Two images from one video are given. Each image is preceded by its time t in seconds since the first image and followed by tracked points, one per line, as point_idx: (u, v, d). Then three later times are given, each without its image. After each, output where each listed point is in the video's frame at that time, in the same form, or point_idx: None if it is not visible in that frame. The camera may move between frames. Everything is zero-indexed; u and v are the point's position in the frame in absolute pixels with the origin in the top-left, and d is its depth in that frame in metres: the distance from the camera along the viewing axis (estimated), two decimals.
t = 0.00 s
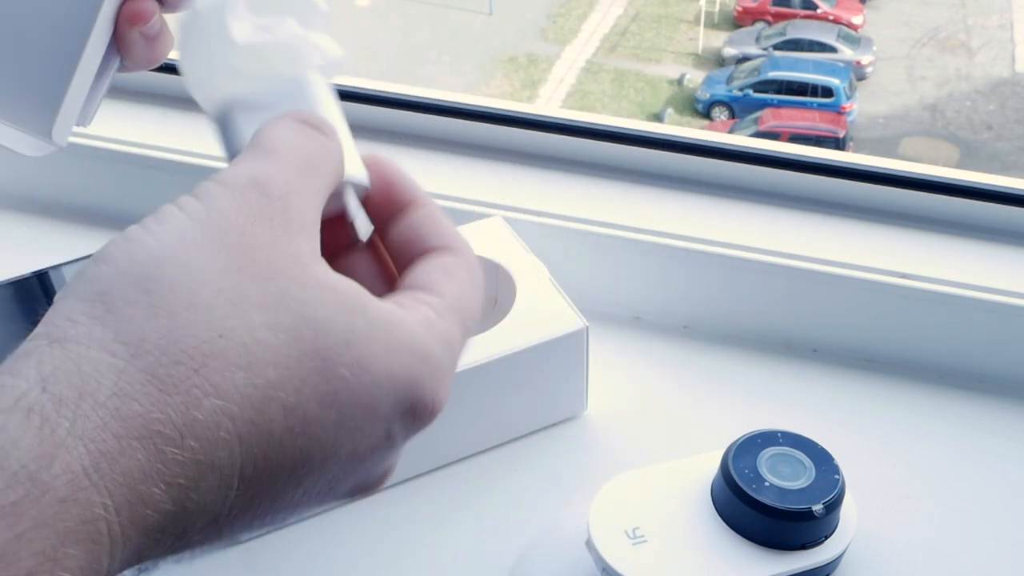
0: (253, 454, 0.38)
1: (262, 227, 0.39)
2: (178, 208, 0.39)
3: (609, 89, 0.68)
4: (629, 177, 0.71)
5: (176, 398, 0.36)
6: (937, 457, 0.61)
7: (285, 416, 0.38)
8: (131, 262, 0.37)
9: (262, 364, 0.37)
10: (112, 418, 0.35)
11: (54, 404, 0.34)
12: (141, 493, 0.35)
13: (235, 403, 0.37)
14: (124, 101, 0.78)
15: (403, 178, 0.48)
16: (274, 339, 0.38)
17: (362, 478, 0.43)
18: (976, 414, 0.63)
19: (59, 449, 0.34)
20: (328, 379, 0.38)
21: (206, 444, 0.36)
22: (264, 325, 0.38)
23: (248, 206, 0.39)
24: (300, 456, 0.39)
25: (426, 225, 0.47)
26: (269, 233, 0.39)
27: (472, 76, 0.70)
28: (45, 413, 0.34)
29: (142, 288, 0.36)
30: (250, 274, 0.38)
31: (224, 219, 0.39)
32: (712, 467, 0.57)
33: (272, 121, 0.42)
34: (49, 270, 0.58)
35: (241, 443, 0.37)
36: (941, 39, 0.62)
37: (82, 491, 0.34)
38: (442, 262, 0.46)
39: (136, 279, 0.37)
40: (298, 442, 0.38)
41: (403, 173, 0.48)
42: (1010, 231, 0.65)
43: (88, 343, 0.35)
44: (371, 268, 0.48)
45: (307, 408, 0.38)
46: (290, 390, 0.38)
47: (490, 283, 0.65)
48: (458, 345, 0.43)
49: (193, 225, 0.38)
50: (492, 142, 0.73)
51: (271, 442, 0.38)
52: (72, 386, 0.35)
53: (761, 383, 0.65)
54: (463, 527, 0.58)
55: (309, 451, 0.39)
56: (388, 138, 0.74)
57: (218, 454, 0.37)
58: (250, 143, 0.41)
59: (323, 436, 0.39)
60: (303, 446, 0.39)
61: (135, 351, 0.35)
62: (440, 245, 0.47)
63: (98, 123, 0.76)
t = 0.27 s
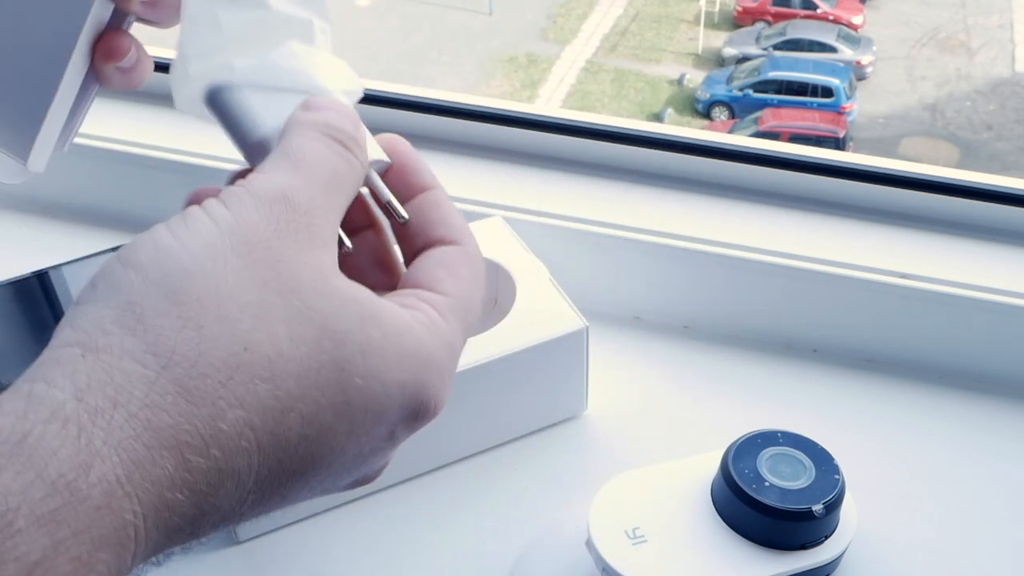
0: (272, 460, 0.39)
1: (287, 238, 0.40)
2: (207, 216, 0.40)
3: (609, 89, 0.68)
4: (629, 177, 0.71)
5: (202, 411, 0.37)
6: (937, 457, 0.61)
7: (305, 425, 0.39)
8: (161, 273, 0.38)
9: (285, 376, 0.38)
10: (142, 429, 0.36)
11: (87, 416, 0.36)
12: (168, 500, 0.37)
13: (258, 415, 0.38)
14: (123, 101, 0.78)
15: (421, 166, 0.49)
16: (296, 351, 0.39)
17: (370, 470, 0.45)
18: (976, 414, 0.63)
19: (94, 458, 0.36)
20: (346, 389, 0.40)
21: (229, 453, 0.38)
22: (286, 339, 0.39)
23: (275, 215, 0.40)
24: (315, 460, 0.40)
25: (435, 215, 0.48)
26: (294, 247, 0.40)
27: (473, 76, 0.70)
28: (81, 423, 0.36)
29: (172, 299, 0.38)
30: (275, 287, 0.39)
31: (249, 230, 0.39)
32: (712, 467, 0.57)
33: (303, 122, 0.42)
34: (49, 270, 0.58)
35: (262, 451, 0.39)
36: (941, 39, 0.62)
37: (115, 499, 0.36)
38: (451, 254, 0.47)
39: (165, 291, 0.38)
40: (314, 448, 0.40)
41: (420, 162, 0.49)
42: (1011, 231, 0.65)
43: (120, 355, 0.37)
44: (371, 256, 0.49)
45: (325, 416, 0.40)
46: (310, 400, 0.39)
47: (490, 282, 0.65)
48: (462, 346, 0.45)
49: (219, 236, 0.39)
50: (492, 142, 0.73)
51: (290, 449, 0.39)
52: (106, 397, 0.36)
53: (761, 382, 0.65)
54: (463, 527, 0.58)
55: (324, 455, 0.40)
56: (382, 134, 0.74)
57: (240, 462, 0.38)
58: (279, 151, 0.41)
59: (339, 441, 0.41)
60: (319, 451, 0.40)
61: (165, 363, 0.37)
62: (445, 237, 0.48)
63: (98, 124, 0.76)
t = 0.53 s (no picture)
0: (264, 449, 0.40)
1: (262, 233, 0.40)
2: (185, 217, 0.40)
3: (609, 89, 0.68)
4: (629, 176, 0.71)
5: (191, 403, 0.37)
6: (937, 457, 0.61)
7: (295, 413, 0.40)
8: (144, 272, 0.39)
9: (271, 366, 0.39)
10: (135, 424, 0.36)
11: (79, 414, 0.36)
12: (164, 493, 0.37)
13: (246, 404, 0.38)
14: (123, 101, 0.78)
15: (424, 129, 0.49)
16: (281, 341, 0.39)
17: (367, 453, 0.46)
18: (976, 414, 0.63)
19: (89, 456, 0.36)
20: (334, 375, 0.40)
21: (220, 444, 0.38)
22: (271, 329, 0.39)
23: (245, 215, 0.41)
24: (309, 447, 0.41)
25: (436, 182, 0.48)
26: (268, 242, 0.40)
27: (473, 76, 0.70)
28: (73, 422, 0.36)
29: (156, 296, 0.38)
30: (256, 279, 0.39)
31: (226, 229, 0.40)
32: (712, 467, 0.57)
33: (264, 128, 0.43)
34: (49, 270, 0.58)
35: (253, 441, 0.39)
36: (941, 39, 0.62)
37: (111, 496, 0.36)
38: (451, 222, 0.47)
39: (149, 288, 0.38)
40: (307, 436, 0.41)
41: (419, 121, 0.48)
42: (1011, 231, 0.65)
43: (107, 352, 0.37)
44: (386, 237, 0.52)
45: (315, 403, 0.40)
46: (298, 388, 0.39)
47: (490, 283, 0.65)
48: (451, 322, 0.45)
49: (200, 239, 0.40)
50: (492, 142, 0.73)
51: (281, 438, 0.40)
52: (98, 395, 0.36)
53: (761, 382, 0.65)
54: (463, 527, 0.58)
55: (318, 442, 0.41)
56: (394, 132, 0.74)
57: (233, 454, 0.39)
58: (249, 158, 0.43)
59: (332, 428, 0.41)
60: (312, 439, 0.41)
61: (153, 358, 0.37)
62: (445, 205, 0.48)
63: (97, 124, 0.76)
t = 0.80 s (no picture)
0: (247, 424, 0.38)
1: (231, 211, 0.39)
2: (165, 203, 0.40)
3: (609, 89, 0.68)
4: (629, 176, 0.71)
5: (158, 377, 0.36)
6: (938, 457, 0.61)
7: (276, 384, 0.37)
8: (111, 253, 0.38)
9: (242, 336, 0.37)
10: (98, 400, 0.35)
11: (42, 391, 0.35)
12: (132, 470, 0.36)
13: (220, 377, 0.37)
14: (123, 101, 0.78)
15: (445, 91, 0.45)
16: (251, 309, 0.37)
17: (384, 431, 0.43)
18: (977, 414, 0.63)
19: (49, 432, 0.35)
20: (312, 341, 0.38)
21: (191, 418, 0.36)
22: (240, 299, 0.37)
23: (221, 197, 0.40)
24: (299, 421, 0.39)
25: (455, 146, 0.45)
26: (243, 217, 0.39)
27: (473, 76, 0.70)
28: (33, 401, 0.35)
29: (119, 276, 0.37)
30: (221, 251, 0.38)
31: (197, 210, 0.39)
32: (713, 467, 0.57)
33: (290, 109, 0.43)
34: (49, 270, 0.58)
35: (231, 415, 0.37)
36: (941, 39, 0.62)
37: (75, 471, 0.35)
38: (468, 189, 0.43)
39: (116, 267, 0.37)
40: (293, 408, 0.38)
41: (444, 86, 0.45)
42: (1011, 231, 0.65)
43: (70, 330, 0.36)
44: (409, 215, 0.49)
45: (297, 371, 0.38)
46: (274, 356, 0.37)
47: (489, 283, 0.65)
48: (461, 289, 0.42)
49: (172, 221, 0.39)
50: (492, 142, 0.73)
51: (265, 411, 0.38)
52: (60, 371, 0.35)
53: (762, 384, 0.65)
54: (463, 527, 0.58)
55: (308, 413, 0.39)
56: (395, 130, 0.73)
57: (209, 429, 0.37)
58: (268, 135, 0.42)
59: (322, 398, 0.39)
60: (300, 410, 0.38)
61: (111, 333, 0.36)
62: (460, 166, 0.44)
63: (98, 123, 0.76)
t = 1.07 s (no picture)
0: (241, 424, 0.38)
1: (224, 215, 0.40)
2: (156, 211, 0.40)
3: (609, 89, 0.68)
4: (629, 176, 0.71)
5: (152, 376, 0.37)
6: (938, 457, 0.61)
7: (270, 384, 0.38)
8: (105, 259, 0.39)
9: (236, 336, 0.38)
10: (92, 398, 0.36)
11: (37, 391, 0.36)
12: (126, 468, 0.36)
13: (214, 377, 0.37)
14: (123, 101, 0.78)
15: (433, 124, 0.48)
16: (244, 311, 0.38)
17: (383, 437, 0.44)
18: (977, 415, 0.63)
19: (42, 430, 0.36)
20: (306, 342, 0.38)
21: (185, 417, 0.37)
22: (232, 300, 0.38)
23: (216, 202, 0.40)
24: (296, 422, 0.39)
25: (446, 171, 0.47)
26: (236, 220, 0.40)
27: (473, 76, 0.70)
28: (28, 400, 0.36)
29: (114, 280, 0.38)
30: (215, 255, 0.39)
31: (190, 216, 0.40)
32: (713, 467, 0.57)
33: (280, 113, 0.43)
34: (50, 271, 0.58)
35: (225, 415, 0.38)
36: (941, 39, 0.62)
37: (69, 468, 0.36)
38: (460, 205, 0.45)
39: (111, 271, 0.38)
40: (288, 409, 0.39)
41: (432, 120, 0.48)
42: (1011, 231, 0.65)
43: (66, 333, 0.37)
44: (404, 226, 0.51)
45: (292, 373, 0.38)
46: (268, 356, 0.38)
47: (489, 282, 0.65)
48: (456, 295, 0.43)
49: (164, 226, 0.40)
50: (492, 142, 0.73)
51: (260, 410, 0.38)
52: (55, 372, 0.36)
53: (762, 385, 0.65)
54: (462, 527, 0.58)
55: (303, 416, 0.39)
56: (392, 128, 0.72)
57: (204, 428, 0.37)
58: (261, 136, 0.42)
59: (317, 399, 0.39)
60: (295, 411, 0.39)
61: (105, 334, 0.37)
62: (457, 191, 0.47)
63: (98, 123, 0.76)
